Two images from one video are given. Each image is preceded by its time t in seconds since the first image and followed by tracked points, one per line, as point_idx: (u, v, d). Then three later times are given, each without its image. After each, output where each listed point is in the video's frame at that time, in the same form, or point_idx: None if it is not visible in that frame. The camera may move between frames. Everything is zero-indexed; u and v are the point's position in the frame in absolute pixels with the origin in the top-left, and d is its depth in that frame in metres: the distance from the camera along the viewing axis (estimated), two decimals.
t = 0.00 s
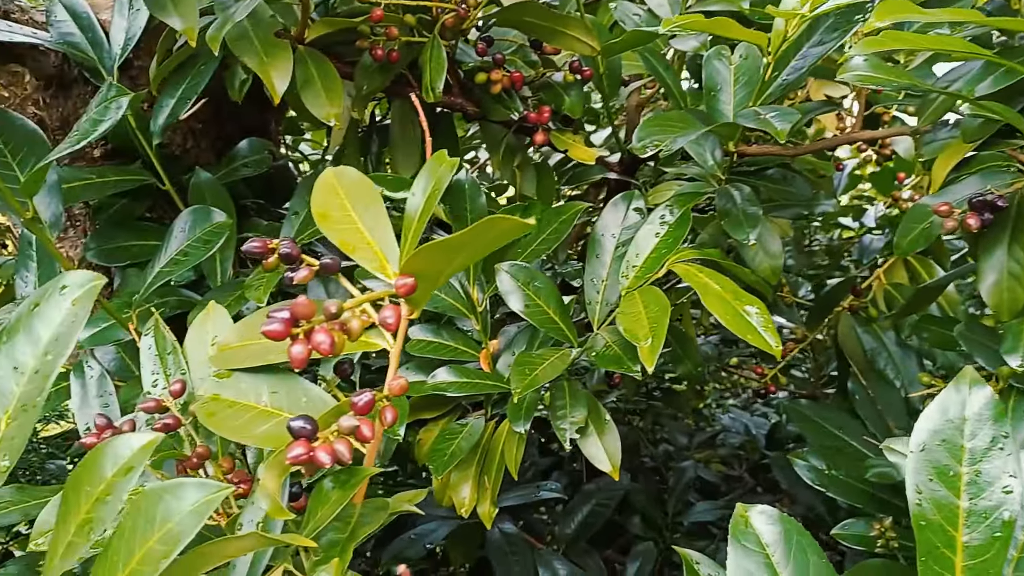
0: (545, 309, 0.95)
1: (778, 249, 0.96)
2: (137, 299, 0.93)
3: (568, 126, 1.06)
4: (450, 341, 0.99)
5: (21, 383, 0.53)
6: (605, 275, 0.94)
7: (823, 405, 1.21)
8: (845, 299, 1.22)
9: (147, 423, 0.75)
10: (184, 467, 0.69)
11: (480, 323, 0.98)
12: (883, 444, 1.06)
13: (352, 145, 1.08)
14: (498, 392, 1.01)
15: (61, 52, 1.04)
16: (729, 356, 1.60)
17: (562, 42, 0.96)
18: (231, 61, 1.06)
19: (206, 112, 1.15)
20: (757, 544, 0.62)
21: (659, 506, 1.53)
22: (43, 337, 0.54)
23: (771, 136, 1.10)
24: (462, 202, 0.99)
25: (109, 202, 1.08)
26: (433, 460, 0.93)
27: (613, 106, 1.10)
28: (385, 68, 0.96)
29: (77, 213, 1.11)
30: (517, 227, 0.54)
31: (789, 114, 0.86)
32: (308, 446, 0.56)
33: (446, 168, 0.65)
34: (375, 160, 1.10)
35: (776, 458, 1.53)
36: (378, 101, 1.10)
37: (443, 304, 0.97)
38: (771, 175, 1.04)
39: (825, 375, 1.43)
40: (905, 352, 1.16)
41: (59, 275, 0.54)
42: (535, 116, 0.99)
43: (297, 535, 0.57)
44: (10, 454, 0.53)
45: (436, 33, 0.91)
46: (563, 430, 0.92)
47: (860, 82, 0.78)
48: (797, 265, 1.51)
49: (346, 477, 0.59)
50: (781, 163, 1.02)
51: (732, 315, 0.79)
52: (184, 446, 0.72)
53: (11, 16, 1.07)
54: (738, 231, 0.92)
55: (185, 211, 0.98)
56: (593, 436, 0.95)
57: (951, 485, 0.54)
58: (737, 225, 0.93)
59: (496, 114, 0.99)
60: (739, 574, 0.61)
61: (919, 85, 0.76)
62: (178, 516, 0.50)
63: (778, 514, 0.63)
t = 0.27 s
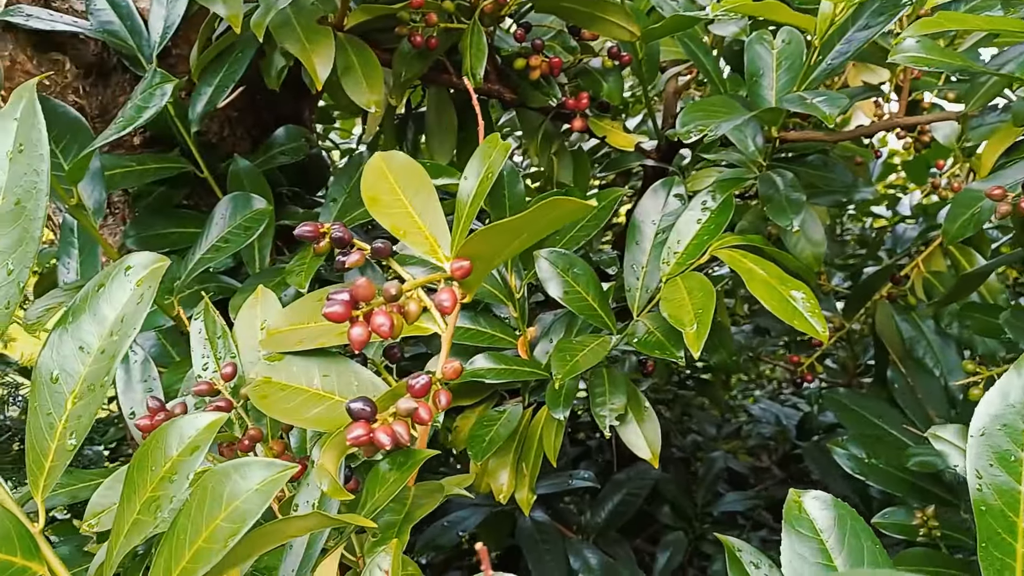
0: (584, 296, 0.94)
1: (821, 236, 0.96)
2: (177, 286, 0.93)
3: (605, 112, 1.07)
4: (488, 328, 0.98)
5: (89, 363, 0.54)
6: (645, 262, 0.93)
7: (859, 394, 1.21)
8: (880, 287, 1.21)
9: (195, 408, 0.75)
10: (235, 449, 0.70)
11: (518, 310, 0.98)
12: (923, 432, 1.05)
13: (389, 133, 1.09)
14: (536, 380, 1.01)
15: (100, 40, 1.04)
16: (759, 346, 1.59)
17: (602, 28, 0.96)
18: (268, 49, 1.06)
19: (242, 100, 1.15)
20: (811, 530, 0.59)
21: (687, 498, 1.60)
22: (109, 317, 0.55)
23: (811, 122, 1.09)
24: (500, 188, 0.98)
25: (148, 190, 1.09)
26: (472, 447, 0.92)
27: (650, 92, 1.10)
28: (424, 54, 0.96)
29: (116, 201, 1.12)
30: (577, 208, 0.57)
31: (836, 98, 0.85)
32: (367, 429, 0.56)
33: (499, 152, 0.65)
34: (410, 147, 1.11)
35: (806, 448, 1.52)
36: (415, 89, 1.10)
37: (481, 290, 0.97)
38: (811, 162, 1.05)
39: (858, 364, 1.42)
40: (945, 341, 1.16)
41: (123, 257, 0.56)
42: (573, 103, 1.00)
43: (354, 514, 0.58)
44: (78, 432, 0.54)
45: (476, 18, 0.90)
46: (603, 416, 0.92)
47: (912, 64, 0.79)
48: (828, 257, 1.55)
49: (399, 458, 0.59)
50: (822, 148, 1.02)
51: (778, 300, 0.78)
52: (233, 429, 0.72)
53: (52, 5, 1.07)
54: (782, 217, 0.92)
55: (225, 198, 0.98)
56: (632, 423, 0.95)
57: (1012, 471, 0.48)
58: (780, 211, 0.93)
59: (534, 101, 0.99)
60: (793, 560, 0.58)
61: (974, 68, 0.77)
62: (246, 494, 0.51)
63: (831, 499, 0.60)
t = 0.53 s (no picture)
0: (608, 288, 0.94)
1: (848, 228, 0.95)
2: (204, 276, 0.93)
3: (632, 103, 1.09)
4: (512, 319, 0.97)
5: (125, 351, 0.52)
6: (671, 253, 0.93)
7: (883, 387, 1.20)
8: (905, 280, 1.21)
9: (224, 396, 0.76)
10: (267, 436, 0.71)
11: (542, 301, 0.98)
12: (949, 425, 1.04)
13: (414, 124, 1.09)
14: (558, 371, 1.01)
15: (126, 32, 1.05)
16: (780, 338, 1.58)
17: (629, 17, 0.95)
18: (292, 40, 1.06)
19: (266, 91, 1.16)
20: (845, 521, 0.59)
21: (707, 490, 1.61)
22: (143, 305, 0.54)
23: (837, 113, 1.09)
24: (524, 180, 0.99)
25: (174, 180, 1.09)
26: (497, 440, 0.92)
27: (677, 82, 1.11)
28: (450, 45, 0.96)
29: (143, 192, 1.12)
30: (609, 196, 0.56)
31: (866, 88, 0.85)
32: (400, 416, 0.56)
33: (529, 141, 0.64)
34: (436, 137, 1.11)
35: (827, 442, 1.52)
36: (438, 80, 1.11)
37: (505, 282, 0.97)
38: (838, 152, 1.04)
39: (881, 357, 1.41)
40: (971, 334, 1.15)
41: (157, 244, 0.54)
42: (598, 94, 1.01)
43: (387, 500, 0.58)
44: (115, 419, 0.52)
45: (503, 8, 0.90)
46: (628, 408, 0.92)
47: (946, 54, 0.78)
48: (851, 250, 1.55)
49: (430, 445, 0.59)
50: (850, 139, 1.02)
51: (805, 290, 0.77)
52: (264, 416, 0.73)
53: None
54: (810, 208, 0.91)
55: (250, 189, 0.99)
56: (656, 414, 0.95)
57: None
58: (808, 202, 0.92)
59: (560, 92, 0.99)
60: (826, 551, 0.58)
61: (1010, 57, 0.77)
62: (280, 481, 0.49)
63: (866, 489, 0.60)
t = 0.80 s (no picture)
0: (628, 282, 0.94)
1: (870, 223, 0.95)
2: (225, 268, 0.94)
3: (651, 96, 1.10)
4: (531, 313, 0.97)
5: (157, 339, 0.52)
6: (690, 247, 0.92)
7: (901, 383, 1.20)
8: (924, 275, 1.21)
9: (247, 386, 0.76)
10: (291, 426, 0.71)
11: (561, 295, 0.99)
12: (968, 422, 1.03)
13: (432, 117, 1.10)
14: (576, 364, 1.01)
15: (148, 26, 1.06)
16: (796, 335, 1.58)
17: (650, 11, 0.95)
18: (312, 35, 1.07)
19: (286, 85, 1.17)
20: (868, 514, 0.59)
21: (724, 487, 1.63)
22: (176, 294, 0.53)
23: (857, 107, 1.08)
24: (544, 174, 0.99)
25: (194, 173, 1.10)
26: (516, 433, 0.92)
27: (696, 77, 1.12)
28: (470, 38, 0.97)
29: (164, 186, 1.12)
30: (640, 186, 0.56)
31: (890, 82, 0.84)
32: (427, 406, 0.56)
33: (555, 132, 0.63)
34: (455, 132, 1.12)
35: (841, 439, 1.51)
36: (458, 74, 1.12)
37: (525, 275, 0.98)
38: (859, 147, 1.04)
39: (899, 354, 1.41)
40: (990, 331, 1.14)
41: (190, 233, 0.54)
42: (618, 87, 1.00)
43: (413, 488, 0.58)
44: (148, 406, 0.52)
45: None
46: (647, 403, 0.92)
47: (971, 47, 0.77)
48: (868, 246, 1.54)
49: (456, 436, 0.60)
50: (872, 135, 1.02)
51: (828, 284, 0.77)
52: (288, 406, 0.73)
53: None
54: (832, 202, 0.91)
55: (271, 182, 0.99)
56: (675, 409, 0.95)
57: None
58: (830, 196, 0.92)
59: (580, 86, 1.01)
60: (849, 543, 0.58)
61: None
62: (314, 468, 0.48)
63: (889, 483, 0.60)
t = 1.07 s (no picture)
0: (642, 276, 0.93)
1: (887, 218, 0.94)
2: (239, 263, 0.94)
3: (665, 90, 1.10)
4: (545, 308, 0.97)
5: (176, 331, 0.52)
6: (705, 242, 0.92)
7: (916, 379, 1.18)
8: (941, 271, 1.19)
9: (263, 380, 0.76)
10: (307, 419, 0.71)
11: (575, 290, 0.98)
12: (985, 418, 1.02)
13: (446, 112, 1.10)
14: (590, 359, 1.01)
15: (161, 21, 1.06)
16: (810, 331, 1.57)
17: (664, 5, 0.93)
18: (325, 30, 1.07)
19: (299, 81, 1.17)
20: (887, 510, 0.58)
21: (736, 484, 1.62)
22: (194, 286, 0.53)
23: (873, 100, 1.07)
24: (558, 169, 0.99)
25: (208, 168, 1.10)
26: (531, 428, 0.92)
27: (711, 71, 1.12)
28: (484, 32, 0.97)
29: (178, 180, 1.12)
30: (659, 179, 0.55)
31: (908, 74, 0.82)
32: (444, 399, 0.56)
33: (571, 125, 0.63)
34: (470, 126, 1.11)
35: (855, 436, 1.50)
36: (472, 69, 1.12)
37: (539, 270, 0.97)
38: (876, 141, 1.02)
39: (914, 351, 1.39)
40: (1008, 327, 1.13)
41: (208, 226, 0.54)
42: (632, 81, 1.00)
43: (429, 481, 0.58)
44: (166, 398, 0.52)
45: None
46: (661, 398, 0.91)
47: (990, 38, 0.76)
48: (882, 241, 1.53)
49: (473, 430, 0.59)
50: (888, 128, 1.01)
51: (844, 280, 0.76)
52: (304, 400, 0.73)
53: None
54: (848, 196, 0.90)
55: (285, 177, 0.99)
56: (689, 404, 0.95)
57: None
58: (846, 189, 0.91)
59: (594, 80, 1.01)
60: (868, 539, 0.57)
61: None
62: (331, 460, 0.47)
63: (908, 479, 0.59)
